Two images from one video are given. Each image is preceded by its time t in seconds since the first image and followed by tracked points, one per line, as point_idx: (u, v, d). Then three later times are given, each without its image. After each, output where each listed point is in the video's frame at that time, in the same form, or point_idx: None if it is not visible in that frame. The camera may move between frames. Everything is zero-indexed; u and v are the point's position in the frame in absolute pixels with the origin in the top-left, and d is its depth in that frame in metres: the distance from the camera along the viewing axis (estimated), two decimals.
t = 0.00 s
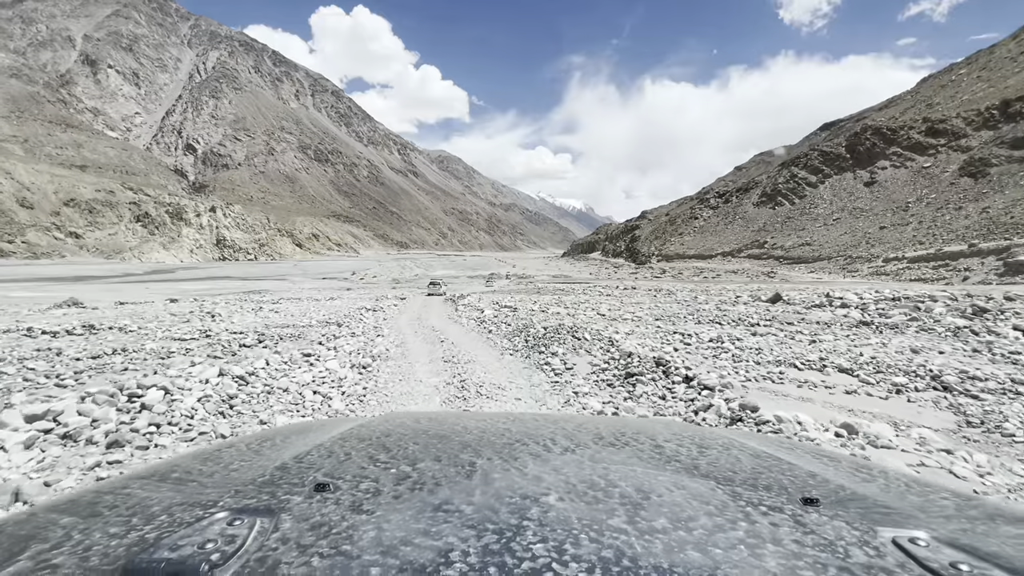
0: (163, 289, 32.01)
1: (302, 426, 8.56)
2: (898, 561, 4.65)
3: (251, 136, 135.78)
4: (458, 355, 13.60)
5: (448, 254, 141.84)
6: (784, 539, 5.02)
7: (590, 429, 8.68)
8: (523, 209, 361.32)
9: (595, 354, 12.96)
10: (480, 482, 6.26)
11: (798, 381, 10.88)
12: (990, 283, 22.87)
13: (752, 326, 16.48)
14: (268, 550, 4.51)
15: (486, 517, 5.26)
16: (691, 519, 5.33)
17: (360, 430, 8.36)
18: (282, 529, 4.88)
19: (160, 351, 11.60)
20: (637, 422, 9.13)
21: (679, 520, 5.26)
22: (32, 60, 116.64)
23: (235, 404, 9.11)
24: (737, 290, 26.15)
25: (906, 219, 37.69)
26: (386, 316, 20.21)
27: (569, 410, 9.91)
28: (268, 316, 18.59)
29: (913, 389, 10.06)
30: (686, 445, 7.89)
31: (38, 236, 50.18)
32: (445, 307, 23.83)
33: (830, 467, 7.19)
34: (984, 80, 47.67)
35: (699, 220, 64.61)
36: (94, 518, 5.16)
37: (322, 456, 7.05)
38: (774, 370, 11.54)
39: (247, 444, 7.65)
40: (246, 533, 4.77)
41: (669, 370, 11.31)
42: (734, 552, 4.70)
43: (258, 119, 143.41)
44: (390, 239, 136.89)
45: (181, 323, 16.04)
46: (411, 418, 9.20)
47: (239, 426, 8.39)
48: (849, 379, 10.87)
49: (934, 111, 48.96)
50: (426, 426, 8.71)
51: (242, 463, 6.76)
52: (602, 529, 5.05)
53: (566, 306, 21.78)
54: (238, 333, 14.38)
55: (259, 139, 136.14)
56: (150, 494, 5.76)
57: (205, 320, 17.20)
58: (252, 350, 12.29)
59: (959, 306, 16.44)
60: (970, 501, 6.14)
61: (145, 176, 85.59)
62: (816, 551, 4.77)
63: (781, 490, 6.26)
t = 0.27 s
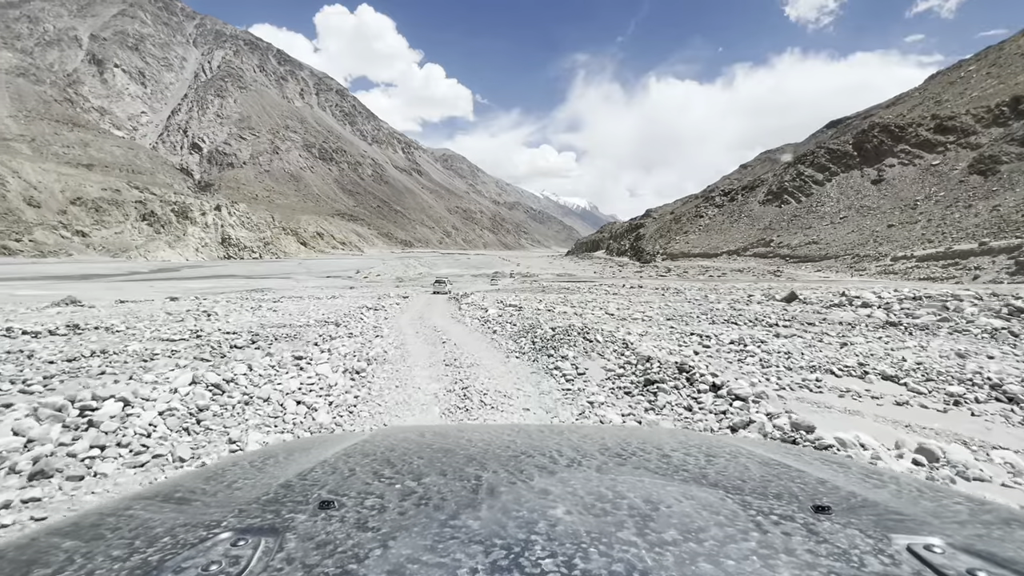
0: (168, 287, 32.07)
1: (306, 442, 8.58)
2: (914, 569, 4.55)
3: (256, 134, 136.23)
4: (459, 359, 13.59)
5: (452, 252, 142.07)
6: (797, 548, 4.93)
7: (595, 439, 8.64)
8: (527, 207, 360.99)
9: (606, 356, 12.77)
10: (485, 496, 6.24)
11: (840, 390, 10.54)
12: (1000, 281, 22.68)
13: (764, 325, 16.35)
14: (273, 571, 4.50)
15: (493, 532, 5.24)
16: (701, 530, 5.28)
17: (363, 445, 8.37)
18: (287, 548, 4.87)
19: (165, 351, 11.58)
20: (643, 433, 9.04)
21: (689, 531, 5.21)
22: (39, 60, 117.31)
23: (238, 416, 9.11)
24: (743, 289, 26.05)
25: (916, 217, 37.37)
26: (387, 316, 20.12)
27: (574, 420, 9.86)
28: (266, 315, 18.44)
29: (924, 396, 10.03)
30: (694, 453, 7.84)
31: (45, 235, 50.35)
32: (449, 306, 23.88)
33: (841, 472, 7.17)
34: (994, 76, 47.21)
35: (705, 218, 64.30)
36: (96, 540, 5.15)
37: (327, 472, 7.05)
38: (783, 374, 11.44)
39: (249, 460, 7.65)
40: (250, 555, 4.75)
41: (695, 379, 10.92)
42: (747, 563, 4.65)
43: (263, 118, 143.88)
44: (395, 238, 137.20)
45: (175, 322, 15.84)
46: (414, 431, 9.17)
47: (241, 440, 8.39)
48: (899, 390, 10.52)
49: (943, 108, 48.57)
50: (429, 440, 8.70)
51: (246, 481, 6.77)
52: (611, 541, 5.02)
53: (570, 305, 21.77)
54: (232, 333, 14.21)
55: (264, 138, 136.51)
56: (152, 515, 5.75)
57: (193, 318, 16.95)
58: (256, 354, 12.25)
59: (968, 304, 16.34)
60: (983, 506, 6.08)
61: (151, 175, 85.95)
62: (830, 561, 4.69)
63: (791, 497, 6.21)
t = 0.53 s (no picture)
0: (172, 286, 32.13)
1: (306, 438, 8.55)
2: (909, 564, 4.45)
3: (261, 134, 136.72)
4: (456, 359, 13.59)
5: (456, 251, 142.13)
6: (793, 544, 4.87)
7: (594, 436, 8.57)
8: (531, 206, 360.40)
9: (617, 360, 12.61)
10: (483, 492, 6.20)
11: (887, 400, 9.80)
12: (1011, 280, 22.42)
13: (777, 325, 16.20)
14: (271, 568, 4.48)
15: (491, 528, 5.20)
16: (699, 525, 5.21)
17: (362, 443, 8.34)
18: (285, 544, 4.85)
19: (162, 355, 11.57)
20: (642, 428, 8.93)
21: (686, 527, 5.15)
22: (47, 60, 118.19)
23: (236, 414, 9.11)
24: (749, 288, 25.87)
25: (925, 215, 37.00)
26: (388, 315, 20.08)
27: (573, 415, 9.78)
28: (262, 314, 18.38)
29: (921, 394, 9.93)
30: (691, 450, 7.77)
31: (52, 234, 50.49)
32: (451, 305, 23.86)
33: (837, 467, 7.07)
34: (1004, 72, 46.70)
35: (710, 216, 63.96)
36: (95, 538, 5.13)
37: (325, 469, 7.03)
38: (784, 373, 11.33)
39: (247, 457, 7.62)
40: (248, 551, 4.72)
41: (722, 388, 10.28)
42: (744, 557, 4.58)
43: (268, 117, 144.38)
44: (399, 237, 137.38)
45: (169, 322, 15.75)
46: (411, 428, 9.14)
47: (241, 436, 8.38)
48: (952, 399, 9.71)
49: (952, 104, 48.14)
50: (428, 438, 8.67)
51: (244, 479, 6.74)
52: (609, 537, 4.98)
53: (573, 304, 21.71)
54: (225, 334, 14.20)
55: (269, 137, 136.94)
56: (150, 513, 5.72)
57: (184, 318, 16.75)
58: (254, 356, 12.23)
59: (977, 303, 16.17)
60: (978, 499, 5.95)
61: (157, 174, 86.29)
62: (826, 555, 4.61)
63: (787, 492, 6.15)
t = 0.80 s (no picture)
0: (177, 285, 32.26)
1: (306, 436, 8.55)
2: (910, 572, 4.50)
3: (266, 133, 137.23)
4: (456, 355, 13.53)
5: (461, 249, 142.19)
6: (794, 550, 4.89)
7: (594, 437, 8.55)
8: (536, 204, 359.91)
9: (633, 360, 12.03)
10: (484, 492, 6.19)
11: (943, 415, 8.54)
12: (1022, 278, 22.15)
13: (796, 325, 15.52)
14: (272, 564, 4.48)
15: (492, 528, 5.19)
16: (698, 529, 5.21)
17: (363, 441, 8.33)
18: (286, 540, 4.85)
19: (144, 353, 11.33)
20: (643, 432, 8.88)
21: (687, 531, 5.14)
22: (55, 61, 119.15)
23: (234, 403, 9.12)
24: (755, 286, 25.73)
25: (934, 213, 36.65)
26: (388, 315, 19.97)
27: (574, 416, 9.74)
28: (258, 314, 18.20)
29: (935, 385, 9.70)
30: (692, 453, 7.74)
31: (59, 233, 50.64)
32: (455, 304, 23.88)
33: (839, 474, 7.00)
34: (1014, 68, 46.17)
35: (715, 214, 63.59)
36: (98, 530, 5.16)
37: (326, 466, 7.03)
38: (786, 365, 11.22)
39: (249, 453, 7.65)
40: (249, 547, 4.73)
41: (751, 400, 9.49)
42: (743, 563, 4.60)
43: (273, 117, 144.91)
44: (403, 236, 137.54)
45: (162, 323, 15.51)
46: (413, 426, 9.13)
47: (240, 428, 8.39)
48: None
49: (962, 101, 47.70)
50: (430, 436, 8.65)
51: (245, 474, 6.74)
52: (609, 539, 4.97)
53: (578, 303, 21.68)
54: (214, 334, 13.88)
55: (274, 136, 137.42)
56: (153, 506, 5.75)
57: (178, 319, 16.53)
58: (246, 353, 12.06)
59: (987, 301, 16.03)
60: (979, 508, 5.94)
61: (163, 173, 86.67)
62: (827, 562, 4.64)
63: (788, 498, 6.11)
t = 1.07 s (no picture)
0: (182, 285, 32.45)
1: (306, 435, 8.56)
2: (906, 567, 4.43)
3: (272, 134, 137.87)
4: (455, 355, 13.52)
5: (466, 249, 142.26)
6: (790, 545, 4.82)
7: (593, 435, 8.50)
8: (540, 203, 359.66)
9: (650, 365, 11.52)
10: (483, 490, 6.16)
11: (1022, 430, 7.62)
12: None
13: (818, 324, 15.15)
14: (270, 561, 4.46)
15: (491, 525, 5.15)
16: (696, 525, 5.15)
17: (360, 439, 8.32)
18: (285, 539, 4.83)
19: (124, 356, 11.04)
20: (643, 429, 8.80)
21: (684, 526, 5.08)
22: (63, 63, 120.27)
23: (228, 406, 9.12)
24: (762, 285, 25.55)
25: (945, 210, 36.27)
26: (390, 315, 19.96)
27: (573, 414, 9.71)
28: (255, 313, 18.09)
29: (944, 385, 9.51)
30: (690, 450, 7.68)
31: (68, 234, 51.08)
32: (459, 303, 23.88)
33: (836, 469, 6.95)
34: None
35: (721, 213, 63.19)
36: (96, 530, 5.16)
37: (325, 465, 7.02)
38: (785, 364, 11.13)
39: (247, 452, 7.66)
40: (248, 545, 4.72)
41: (797, 414, 8.69)
42: (741, 558, 4.53)
43: (279, 117, 145.56)
44: (408, 235, 137.82)
45: (150, 322, 15.23)
46: (412, 425, 9.13)
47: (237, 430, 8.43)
48: None
49: (973, 96, 47.24)
50: (428, 434, 8.64)
51: (244, 472, 6.75)
52: (607, 535, 4.92)
53: (582, 302, 21.62)
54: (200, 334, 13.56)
55: (280, 137, 138.04)
56: (152, 505, 5.74)
57: (172, 318, 16.36)
58: (234, 355, 11.85)
59: (998, 299, 15.87)
60: (975, 504, 5.87)
61: (170, 174, 87.21)
62: (823, 556, 4.57)
63: (785, 493, 6.05)
